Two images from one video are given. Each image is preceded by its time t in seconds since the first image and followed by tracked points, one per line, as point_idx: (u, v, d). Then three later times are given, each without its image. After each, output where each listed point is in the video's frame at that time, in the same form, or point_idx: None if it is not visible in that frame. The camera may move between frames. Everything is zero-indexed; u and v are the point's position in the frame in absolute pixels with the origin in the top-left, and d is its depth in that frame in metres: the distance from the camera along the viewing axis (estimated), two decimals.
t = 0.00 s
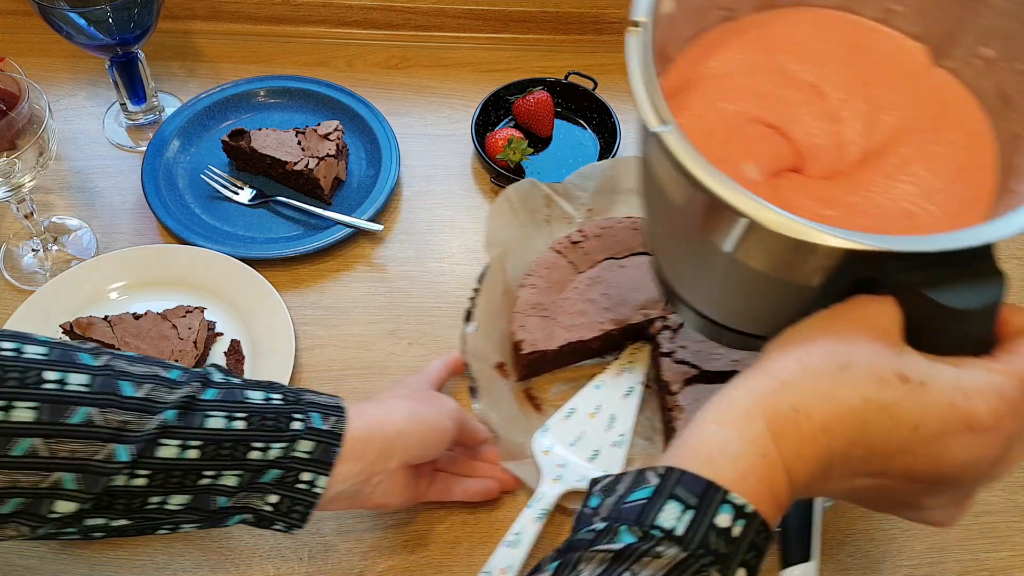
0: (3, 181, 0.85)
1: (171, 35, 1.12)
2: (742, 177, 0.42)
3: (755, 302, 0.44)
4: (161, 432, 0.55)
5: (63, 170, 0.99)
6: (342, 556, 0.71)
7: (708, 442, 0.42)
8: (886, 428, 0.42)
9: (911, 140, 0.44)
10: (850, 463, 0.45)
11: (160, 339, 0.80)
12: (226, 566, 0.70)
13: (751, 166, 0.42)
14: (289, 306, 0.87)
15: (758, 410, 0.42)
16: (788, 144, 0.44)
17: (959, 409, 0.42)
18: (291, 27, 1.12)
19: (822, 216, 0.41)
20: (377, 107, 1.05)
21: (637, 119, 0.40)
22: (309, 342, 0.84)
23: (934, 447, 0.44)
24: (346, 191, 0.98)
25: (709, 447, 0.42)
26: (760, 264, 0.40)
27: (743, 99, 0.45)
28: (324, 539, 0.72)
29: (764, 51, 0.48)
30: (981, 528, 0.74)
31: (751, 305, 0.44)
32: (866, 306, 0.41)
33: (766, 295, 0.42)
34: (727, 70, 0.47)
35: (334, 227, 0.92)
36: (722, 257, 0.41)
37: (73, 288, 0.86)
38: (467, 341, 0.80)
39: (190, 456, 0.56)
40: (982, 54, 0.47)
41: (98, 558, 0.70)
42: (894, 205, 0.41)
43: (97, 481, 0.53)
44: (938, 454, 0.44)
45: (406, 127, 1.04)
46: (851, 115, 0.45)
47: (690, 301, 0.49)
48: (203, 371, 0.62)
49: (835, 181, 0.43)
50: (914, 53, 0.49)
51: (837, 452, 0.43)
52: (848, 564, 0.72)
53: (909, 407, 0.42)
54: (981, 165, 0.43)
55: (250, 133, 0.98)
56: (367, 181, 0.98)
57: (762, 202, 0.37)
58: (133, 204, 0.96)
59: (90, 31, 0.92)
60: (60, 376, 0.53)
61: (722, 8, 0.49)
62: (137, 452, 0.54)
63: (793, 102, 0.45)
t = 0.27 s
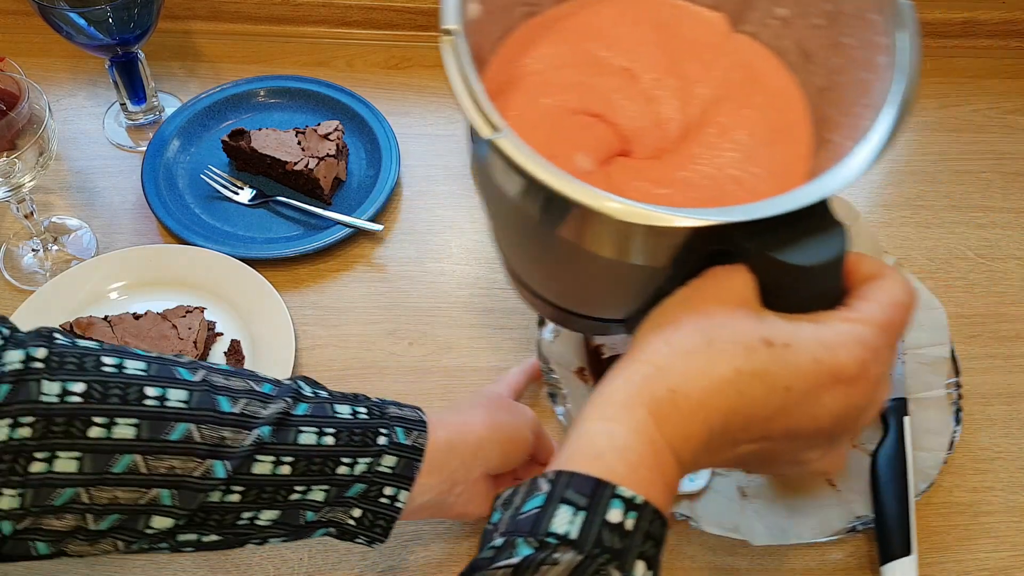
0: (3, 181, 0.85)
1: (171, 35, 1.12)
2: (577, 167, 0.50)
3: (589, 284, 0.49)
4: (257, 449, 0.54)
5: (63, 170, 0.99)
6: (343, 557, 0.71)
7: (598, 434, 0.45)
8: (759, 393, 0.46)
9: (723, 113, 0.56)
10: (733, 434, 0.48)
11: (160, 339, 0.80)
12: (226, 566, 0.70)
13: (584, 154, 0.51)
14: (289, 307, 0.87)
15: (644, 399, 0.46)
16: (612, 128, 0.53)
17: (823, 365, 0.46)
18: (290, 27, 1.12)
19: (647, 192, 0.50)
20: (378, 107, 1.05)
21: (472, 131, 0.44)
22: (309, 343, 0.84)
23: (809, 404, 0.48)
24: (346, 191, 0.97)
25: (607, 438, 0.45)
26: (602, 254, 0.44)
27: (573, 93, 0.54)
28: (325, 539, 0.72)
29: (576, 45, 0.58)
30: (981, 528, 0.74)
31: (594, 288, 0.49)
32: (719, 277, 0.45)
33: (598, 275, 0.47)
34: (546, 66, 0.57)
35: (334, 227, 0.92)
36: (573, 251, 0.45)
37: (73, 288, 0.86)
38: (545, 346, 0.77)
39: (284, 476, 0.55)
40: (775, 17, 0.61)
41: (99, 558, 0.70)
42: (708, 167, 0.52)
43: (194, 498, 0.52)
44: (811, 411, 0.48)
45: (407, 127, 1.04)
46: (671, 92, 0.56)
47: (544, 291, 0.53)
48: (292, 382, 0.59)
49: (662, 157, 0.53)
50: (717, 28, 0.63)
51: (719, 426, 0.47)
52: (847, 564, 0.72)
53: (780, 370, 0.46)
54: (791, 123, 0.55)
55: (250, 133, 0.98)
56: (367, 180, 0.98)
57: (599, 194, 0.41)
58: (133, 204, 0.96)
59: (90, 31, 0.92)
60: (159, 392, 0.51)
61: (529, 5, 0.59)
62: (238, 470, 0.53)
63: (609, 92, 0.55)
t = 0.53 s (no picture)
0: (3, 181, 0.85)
1: (172, 35, 1.12)
2: (453, 204, 0.44)
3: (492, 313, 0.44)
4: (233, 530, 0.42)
5: (63, 170, 0.99)
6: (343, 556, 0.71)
7: (503, 476, 0.40)
8: (642, 409, 0.44)
9: (592, 133, 0.50)
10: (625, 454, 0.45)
11: (161, 339, 0.80)
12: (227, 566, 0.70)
13: (454, 188, 0.45)
14: (290, 307, 0.87)
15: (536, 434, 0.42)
16: (484, 163, 0.48)
17: (703, 373, 0.44)
18: (291, 27, 1.12)
19: (530, 219, 0.45)
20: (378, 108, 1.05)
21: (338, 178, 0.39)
22: (309, 342, 0.84)
23: (696, 412, 0.45)
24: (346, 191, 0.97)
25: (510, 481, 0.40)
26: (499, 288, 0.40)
27: (432, 128, 0.48)
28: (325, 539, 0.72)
29: (438, 82, 0.51)
30: (981, 527, 0.74)
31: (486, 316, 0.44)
32: (597, 301, 0.42)
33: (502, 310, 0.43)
34: (412, 104, 0.50)
35: (334, 227, 0.92)
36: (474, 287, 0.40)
37: (74, 288, 0.85)
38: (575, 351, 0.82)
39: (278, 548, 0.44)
40: (626, 39, 0.53)
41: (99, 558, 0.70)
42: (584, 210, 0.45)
43: None
44: (698, 419, 0.46)
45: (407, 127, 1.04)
46: (535, 118, 0.50)
47: (462, 332, 0.48)
48: (245, 451, 0.46)
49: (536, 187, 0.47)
50: (573, 55, 0.54)
51: (612, 450, 0.43)
52: (847, 564, 0.72)
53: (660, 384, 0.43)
54: (655, 140, 0.49)
55: (251, 133, 0.98)
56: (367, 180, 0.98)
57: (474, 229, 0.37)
58: (133, 205, 0.96)
59: (90, 31, 0.92)
60: (99, 463, 0.39)
61: (385, 48, 0.51)
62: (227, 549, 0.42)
63: (476, 124, 0.49)
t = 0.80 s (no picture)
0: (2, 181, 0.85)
1: (171, 35, 1.12)
2: (392, 327, 0.59)
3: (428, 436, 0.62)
4: None
5: (62, 170, 0.99)
6: (341, 557, 0.71)
7: (443, 556, 0.50)
8: (559, 496, 0.52)
9: (512, 259, 0.67)
10: (550, 540, 0.53)
11: (160, 339, 0.80)
12: (225, 567, 0.70)
13: (394, 314, 0.60)
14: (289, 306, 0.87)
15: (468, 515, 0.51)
16: (422, 291, 0.65)
17: (606, 462, 0.52)
18: (290, 27, 1.12)
19: (457, 338, 0.60)
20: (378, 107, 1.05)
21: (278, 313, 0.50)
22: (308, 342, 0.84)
23: (607, 500, 0.53)
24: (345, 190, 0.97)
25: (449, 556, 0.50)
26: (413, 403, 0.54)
27: (381, 263, 0.66)
28: (324, 539, 0.72)
29: (378, 225, 0.70)
30: (983, 528, 0.74)
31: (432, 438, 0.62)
32: (519, 401, 0.52)
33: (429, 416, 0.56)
34: (355, 245, 0.68)
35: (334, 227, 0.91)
36: (403, 397, 0.53)
37: (73, 287, 0.85)
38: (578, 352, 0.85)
39: None
40: (535, 177, 0.71)
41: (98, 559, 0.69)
42: (487, 330, 0.60)
43: None
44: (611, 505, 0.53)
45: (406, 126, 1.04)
46: (465, 251, 0.68)
47: (390, 445, 0.66)
48: None
49: (466, 305, 0.64)
50: (488, 191, 0.74)
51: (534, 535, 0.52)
52: (849, 564, 0.72)
53: (570, 473, 0.51)
54: (568, 258, 0.67)
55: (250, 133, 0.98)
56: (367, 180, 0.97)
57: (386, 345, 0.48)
58: (132, 204, 0.96)
59: (89, 30, 0.91)
60: None
61: (325, 198, 0.71)
62: None
63: (411, 259, 0.67)
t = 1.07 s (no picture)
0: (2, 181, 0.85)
1: (170, 34, 1.12)
2: (386, 375, 0.67)
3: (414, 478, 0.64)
4: None
5: (62, 170, 0.99)
6: (342, 557, 0.71)
7: None
8: (524, 527, 0.53)
9: (499, 310, 0.74)
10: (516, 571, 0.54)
11: (160, 339, 0.80)
12: (226, 567, 0.70)
13: (389, 364, 0.68)
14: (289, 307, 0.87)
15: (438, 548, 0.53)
16: (416, 341, 0.73)
17: (568, 495, 0.52)
18: (290, 27, 1.12)
19: (446, 380, 0.67)
20: (377, 107, 1.05)
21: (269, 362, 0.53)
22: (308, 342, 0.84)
23: (572, 532, 0.53)
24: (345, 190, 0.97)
25: None
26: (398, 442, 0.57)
27: (381, 318, 0.74)
28: (324, 539, 0.72)
29: (375, 285, 0.78)
30: (983, 528, 0.74)
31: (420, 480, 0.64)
32: (490, 438, 0.53)
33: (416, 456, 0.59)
34: (355, 303, 0.77)
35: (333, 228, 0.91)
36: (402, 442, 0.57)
37: (73, 287, 0.85)
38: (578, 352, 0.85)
39: None
40: (519, 237, 0.77)
41: (99, 558, 0.69)
42: (473, 376, 0.68)
43: None
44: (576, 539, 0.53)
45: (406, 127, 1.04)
46: (456, 303, 0.77)
47: (379, 485, 0.68)
48: None
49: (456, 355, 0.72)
50: (477, 248, 0.81)
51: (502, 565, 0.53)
52: (848, 564, 0.72)
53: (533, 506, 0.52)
54: (549, 307, 0.74)
55: (250, 133, 0.98)
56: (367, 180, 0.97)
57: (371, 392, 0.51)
58: (132, 205, 0.96)
59: (89, 30, 0.91)
60: None
61: (326, 262, 0.78)
62: None
63: (408, 312, 0.75)
